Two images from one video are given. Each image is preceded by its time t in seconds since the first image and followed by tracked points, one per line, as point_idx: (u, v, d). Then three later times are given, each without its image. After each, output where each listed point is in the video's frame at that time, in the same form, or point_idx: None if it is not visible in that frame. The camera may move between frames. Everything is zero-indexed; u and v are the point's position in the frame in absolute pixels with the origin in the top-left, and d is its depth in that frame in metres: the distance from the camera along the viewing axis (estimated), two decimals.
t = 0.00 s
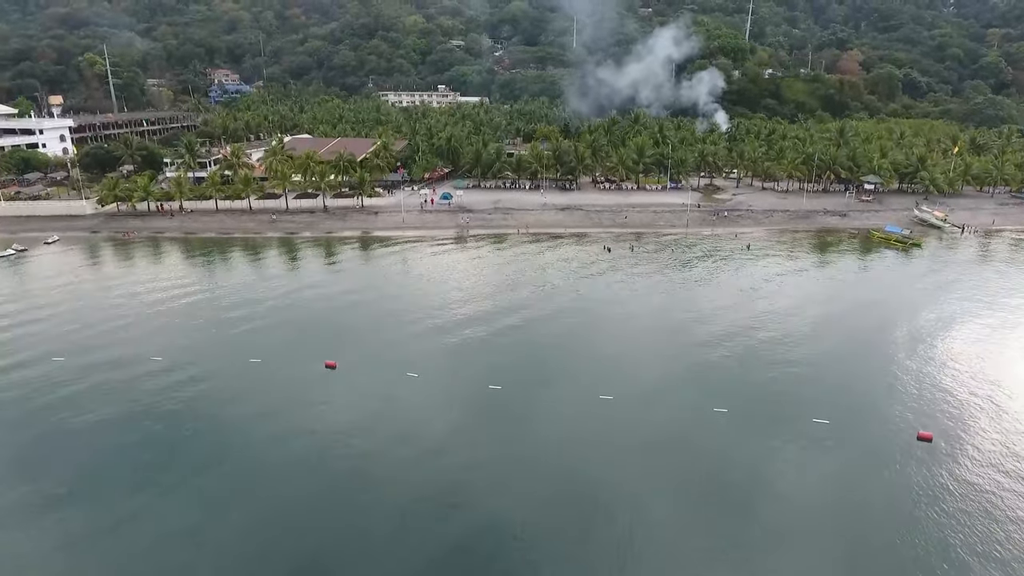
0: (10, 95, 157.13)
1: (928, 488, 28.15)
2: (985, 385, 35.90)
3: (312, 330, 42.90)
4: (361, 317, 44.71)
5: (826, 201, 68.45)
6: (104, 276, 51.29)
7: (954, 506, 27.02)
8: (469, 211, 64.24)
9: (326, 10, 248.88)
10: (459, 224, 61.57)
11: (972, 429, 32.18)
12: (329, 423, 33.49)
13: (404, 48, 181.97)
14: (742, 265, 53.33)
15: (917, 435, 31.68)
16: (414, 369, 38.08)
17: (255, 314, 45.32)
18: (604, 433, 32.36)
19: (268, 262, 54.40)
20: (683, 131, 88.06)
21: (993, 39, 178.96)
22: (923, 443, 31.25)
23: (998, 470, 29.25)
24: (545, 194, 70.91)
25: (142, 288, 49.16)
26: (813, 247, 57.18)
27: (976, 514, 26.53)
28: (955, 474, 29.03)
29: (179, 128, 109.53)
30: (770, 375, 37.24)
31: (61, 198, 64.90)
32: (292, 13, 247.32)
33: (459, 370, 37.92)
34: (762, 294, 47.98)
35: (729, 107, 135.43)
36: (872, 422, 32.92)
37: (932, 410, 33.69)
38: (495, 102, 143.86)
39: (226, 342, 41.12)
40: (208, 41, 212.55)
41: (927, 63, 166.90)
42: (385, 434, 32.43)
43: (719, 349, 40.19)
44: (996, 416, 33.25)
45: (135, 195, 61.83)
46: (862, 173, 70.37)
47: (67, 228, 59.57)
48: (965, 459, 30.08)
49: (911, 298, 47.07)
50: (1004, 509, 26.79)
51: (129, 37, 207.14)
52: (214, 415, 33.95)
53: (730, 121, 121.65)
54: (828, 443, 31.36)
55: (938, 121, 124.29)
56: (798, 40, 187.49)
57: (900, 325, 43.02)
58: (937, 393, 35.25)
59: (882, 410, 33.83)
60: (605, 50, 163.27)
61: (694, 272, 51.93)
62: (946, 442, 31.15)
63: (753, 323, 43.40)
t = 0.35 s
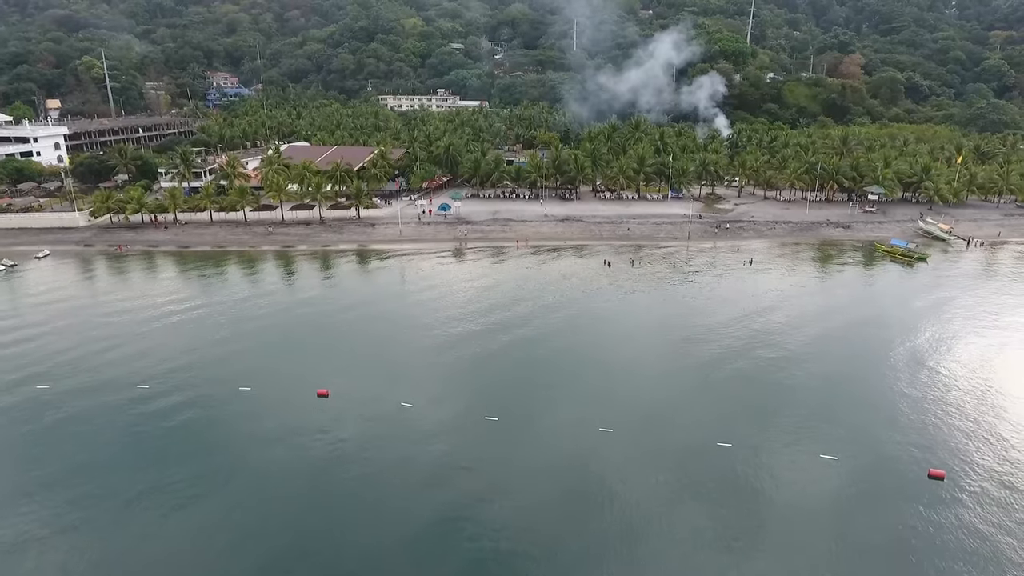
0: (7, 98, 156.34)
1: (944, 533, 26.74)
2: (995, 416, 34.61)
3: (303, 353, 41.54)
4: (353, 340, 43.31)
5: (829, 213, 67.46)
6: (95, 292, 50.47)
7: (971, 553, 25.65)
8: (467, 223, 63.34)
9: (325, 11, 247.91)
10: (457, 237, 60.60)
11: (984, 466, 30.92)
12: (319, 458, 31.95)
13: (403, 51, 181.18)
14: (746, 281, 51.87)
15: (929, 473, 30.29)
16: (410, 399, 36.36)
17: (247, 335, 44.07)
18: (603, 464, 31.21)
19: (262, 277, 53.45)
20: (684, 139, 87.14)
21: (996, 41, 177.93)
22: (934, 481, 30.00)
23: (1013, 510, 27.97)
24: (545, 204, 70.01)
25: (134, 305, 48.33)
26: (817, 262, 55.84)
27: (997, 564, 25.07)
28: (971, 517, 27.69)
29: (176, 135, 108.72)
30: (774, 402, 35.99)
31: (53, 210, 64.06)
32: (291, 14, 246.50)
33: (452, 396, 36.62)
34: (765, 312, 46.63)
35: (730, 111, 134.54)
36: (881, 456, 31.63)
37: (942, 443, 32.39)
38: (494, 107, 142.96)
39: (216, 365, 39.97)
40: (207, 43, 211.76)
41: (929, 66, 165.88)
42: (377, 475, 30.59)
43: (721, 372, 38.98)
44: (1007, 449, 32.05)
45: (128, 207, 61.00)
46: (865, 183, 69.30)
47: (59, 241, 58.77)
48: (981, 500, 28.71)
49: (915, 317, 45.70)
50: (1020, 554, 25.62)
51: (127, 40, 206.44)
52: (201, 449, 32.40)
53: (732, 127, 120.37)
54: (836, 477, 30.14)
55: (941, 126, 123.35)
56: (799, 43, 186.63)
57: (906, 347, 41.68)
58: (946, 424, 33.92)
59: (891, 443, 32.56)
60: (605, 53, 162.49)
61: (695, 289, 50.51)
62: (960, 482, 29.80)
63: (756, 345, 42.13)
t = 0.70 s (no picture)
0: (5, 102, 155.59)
1: None
2: (1002, 448, 33.74)
3: (296, 378, 40.64)
4: (348, 364, 42.28)
5: (833, 223, 66.47)
6: (86, 308, 49.60)
7: None
8: (466, 235, 62.28)
9: (324, 13, 246.92)
10: (455, 250, 59.62)
11: (998, 505, 29.95)
12: (311, 503, 30.74)
13: (402, 54, 180.12)
14: (749, 299, 50.81)
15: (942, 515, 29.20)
16: (405, 433, 35.47)
17: (240, 357, 43.07)
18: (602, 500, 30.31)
19: (257, 292, 52.54)
20: (685, 148, 86.24)
21: (998, 43, 176.92)
22: (948, 523, 28.96)
23: None
24: (545, 215, 69.12)
25: (125, 322, 47.56)
26: (820, 276, 54.85)
27: None
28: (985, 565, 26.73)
29: (173, 141, 107.88)
30: (777, 432, 35.06)
31: (45, 222, 63.05)
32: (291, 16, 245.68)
33: (447, 428, 35.76)
34: (766, 332, 45.76)
35: (731, 115, 133.67)
36: (888, 491, 30.77)
37: (950, 478, 31.59)
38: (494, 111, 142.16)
39: (208, 392, 39.06)
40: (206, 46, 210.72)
41: (931, 69, 164.74)
42: (375, 524, 29.37)
43: (721, 398, 38.19)
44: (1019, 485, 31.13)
45: (121, 220, 59.97)
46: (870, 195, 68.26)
47: (51, 255, 57.83)
48: (995, 546, 27.70)
49: (914, 337, 44.88)
50: None
51: (126, 43, 205.68)
52: (189, 491, 31.22)
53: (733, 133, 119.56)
54: (840, 502, 30.04)
55: (943, 131, 122.59)
56: (800, 46, 185.71)
57: (906, 370, 40.81)
58: (951, 457, 33.04)
59: (898, 477, 31.67)
60: (606, 57, 161.53)
61: (696, 307, 49.49)
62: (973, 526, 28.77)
63: (757, 369, 41.29)
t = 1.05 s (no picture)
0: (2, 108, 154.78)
1: None
2: (1009, 481, 32.54)
3: (286, 404, 39.55)
4: (340, 388, 41.09)
5: (837, 235, 65.36)
6: (77, 327, 48.63)
7: None
8: (463, 247, 61.21)
9: (323, 16, 245.85)
10: (453, 264, 58.55)
11: (1010, 547, 28.69)
12: (299, 544, 29.39)
13: (402, 57, 179.00)
14: (750, 317, 49.61)
15: (957, 556, 28.01)
16: (398, 467, 34.25)
17: (230, 381, 41.91)
18: (597, 540, 29.05)
19: (250, 309, 51.41)
20: (686, 155, 85.36)
21: (1001, 46, 175.89)
22: (963, 568, 27.62)
23: None
24: (545, 226, 68.13)
25: (116, 341, 46.55)
26: (824, 292, 53.76)
27: None
28: None
29: (169, 148, 107.00)
30: (779, 463, 33.81)
31: (37, 235, 62.05)
32: (290, 18, 244.73)
33: (437, 459, 34.57)
34: (767, 353, 44.58)
35: (731, 120, 132.74)
36: (896, 530, 29.48)
37: (957, 504, 31.00)
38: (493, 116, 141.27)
39: (197, 419, 37.97)
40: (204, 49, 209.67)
41: (933, 72, 163.70)
42: (365, 568, 27.99)
43: (720, 425, 36.98)
44: None
45: (114, 234, 59.00)
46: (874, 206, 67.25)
47: (42, 270, 56.89)
48: None
49: (914, 358, 43.75)
50: None
51: (124, 46, 204.77)
52: (173, 531, 29.94)
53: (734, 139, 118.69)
54: (841, 505, 30.84)
55: (945, 136, 121.74)
56: (801, 49, 184.62)
57: (907, 395, 39.67)
58: (959, 493, 31.76)
59: (906, 514, 30.38)
60: (606, 60, 160.53)
61: (696, 325, 48.37)
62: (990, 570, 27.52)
63: (757, 392, 40.05)
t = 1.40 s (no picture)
0: None
1: None
2: (1015, 519, 31.54)
3: (279, 428, 38.61)
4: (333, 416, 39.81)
5: (842, 247, 64.24)
6: (67, 348, 47.49)
7: None
8: (462, 261, 60.15)
9: (323, 18, 244.74)
10: (451, 278, 57.39)
11: None
12: None
13: (401, 61, 178.03)
14: (752, 336, 48.37)
15: None
16: (393, 495, 33.31)
17: (219, 408, 40.63)
18: None
19: (245, 329, 50.22)
20: (687, 164, 84.42)
21: (1004, 48, 174.84)
22: None
23: None
24: (544, 238, 67.06)
25: (107, 363, 45.48)
26: (828, 308, 52.53)
27: None
28: None
29: (166, 156, 106.00)
30: (781, 499, 32.61)
31: (29, 249, 61.10)
32: (289, 21, 243.84)
33: (426, 492, 33.38)
34: (766, 376, 43.42)
35: (733, 124, 131.83)
36: (903, 572, 28.44)
37: (965, 535, 30.45)
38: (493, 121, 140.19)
39: (185, 451, 36.57)
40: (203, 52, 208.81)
41: (936, 74, 162.58)
42: None
43: (718, 454, 35.82)
44: None
45: (107, 248, 57.97)
46: (879, 217, 66.03)
47: (33, 286, 55.91)
48: None
49: (915, 379, 42.74)
50: None
51: (122, 49, 204.05)
52: None
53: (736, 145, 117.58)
54: (848, 536, 30.28)
55: (948, 141, 120.79)
56: (803, 51, 183.27)
57: (908, 421, 38.66)
58: (965, 529, 30.78)
59: (912, 553, 29.38)
60: (606, 64, 159.64)
61: (694, 342, 47.67)
62: None
63: (757, 420, 38.86)
